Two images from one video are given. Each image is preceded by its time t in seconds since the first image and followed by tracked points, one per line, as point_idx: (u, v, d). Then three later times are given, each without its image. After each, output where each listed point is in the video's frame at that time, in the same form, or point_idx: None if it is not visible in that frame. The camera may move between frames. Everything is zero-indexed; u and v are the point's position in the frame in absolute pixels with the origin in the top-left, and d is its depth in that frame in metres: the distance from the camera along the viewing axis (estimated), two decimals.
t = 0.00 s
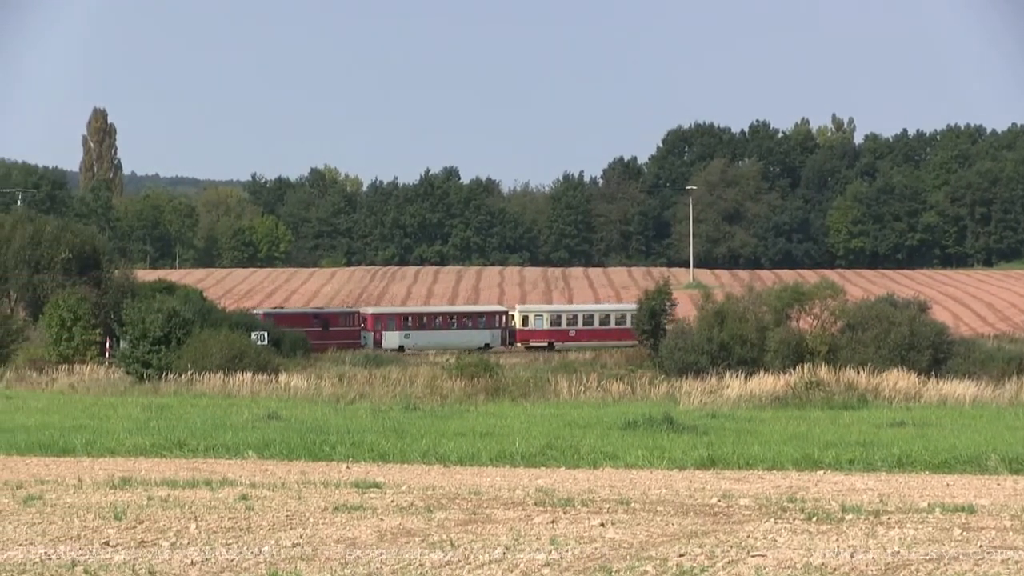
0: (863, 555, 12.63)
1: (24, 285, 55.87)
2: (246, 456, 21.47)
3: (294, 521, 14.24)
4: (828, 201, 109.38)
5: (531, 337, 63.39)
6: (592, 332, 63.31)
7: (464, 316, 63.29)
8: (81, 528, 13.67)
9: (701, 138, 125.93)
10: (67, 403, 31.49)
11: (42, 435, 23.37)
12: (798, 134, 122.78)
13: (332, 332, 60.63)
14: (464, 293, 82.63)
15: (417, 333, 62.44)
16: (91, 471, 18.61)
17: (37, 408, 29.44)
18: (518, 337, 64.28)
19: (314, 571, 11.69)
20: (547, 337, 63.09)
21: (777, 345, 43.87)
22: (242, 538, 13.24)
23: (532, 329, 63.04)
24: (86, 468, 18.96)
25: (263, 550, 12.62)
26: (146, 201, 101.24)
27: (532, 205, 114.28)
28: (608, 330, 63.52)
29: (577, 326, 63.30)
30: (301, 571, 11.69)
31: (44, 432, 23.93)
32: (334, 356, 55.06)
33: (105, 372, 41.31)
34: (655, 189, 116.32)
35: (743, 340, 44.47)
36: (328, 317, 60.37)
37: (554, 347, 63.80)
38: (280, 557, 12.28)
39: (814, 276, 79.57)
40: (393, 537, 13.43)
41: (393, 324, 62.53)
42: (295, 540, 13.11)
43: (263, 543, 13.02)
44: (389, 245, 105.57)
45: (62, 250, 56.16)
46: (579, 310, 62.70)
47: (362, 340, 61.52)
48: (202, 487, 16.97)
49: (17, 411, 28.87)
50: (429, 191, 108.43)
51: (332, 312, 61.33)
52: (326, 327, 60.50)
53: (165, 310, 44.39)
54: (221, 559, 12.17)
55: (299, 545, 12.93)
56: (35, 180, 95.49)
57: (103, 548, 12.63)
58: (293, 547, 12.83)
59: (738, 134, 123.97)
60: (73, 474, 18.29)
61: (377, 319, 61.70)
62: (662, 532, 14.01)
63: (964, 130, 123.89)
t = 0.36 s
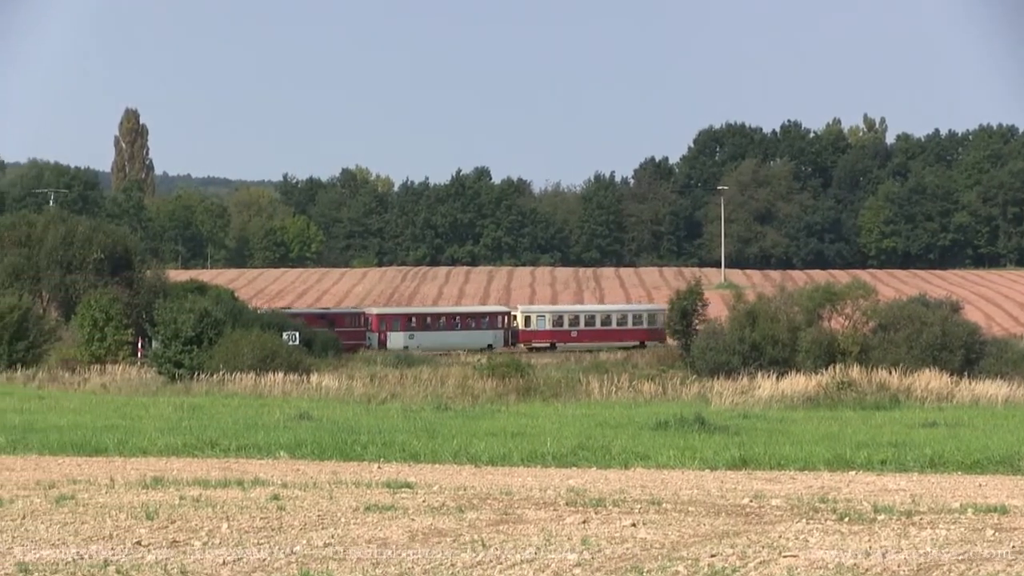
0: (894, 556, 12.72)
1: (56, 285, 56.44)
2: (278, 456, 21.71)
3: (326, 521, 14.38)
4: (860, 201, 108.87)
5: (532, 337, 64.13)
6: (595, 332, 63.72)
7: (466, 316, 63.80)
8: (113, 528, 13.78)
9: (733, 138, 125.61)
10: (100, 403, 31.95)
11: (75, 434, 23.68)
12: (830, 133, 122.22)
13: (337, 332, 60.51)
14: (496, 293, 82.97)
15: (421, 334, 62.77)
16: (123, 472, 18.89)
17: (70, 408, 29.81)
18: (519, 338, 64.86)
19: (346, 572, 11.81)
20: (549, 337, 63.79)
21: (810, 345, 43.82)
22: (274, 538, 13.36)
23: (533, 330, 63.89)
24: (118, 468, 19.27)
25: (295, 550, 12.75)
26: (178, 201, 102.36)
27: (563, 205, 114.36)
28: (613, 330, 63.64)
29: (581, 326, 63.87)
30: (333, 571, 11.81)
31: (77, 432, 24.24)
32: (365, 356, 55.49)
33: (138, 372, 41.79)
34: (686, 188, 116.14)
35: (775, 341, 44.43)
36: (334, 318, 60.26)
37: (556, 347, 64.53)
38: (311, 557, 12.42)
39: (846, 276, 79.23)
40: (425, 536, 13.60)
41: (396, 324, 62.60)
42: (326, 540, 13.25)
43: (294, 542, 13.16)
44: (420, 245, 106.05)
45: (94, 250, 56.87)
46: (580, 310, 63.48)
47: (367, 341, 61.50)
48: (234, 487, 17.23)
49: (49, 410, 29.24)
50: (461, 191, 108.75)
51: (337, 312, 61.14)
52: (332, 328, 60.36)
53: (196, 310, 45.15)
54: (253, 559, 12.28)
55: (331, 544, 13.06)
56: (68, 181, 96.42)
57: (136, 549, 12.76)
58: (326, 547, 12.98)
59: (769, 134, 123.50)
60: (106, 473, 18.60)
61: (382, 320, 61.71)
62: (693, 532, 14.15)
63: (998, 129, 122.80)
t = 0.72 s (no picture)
0: (931, 557, 12.88)
1: (93, 286, 57.17)
2: (315, 456, 22.13)
3: (363, 522, 14.55)
4: (896, 202, 108.32)
5: (541, 337, 64.47)
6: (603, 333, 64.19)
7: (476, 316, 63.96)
8: (150, 528, 13.84)
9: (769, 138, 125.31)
10: (138, 404, 32.55)
11: (113, 434, 24.21)
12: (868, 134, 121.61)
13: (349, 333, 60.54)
14: (533, 293, 83.45)
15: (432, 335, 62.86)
16: (161, 472, 19.33)
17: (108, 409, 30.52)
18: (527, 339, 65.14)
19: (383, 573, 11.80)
20: (556, 338, 64.24)
21: (847, 346, 43.80)
22: (311, 538, 13.45)
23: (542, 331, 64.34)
24: (156, 468, 19.73)
25: (331, 551, 12.81)
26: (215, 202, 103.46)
27: (600, 206, 114.48)
28: (620, 330, 64.14)
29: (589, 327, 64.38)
30: (370, 571, 11.91)
31: (114, 432, 24.72)
32: (402, 357, 55.95)
33: (176, 372, 42.46)
34: (723, 189, 116.04)
35: (812, 342, 44.38)
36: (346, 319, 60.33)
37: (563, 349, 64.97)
38: (349, 557, 12.51)
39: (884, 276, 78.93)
40: (463, 536, 13.78)
41: (407, 325, 62.68)
42: (363, 540, 13.38)
43: (331, 543, 13.25)
44: (457, 245, 106.50)
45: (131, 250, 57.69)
46: (586, 312, 64.26)
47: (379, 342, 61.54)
48: (272, 488, 17.59)
49: (87, 411, 29.88)
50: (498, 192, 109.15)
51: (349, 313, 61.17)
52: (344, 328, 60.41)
53: (233, 310, 45.71)
54: (289, 560, 12.31)
55: (368, 545, 13.16)
56: (105, 182, 97.41)
57: (173, 549, 12.78)
58: (363, 547, 13.10)
59: (805, 135, 123.03)
60: (143, 474, 19.04)
61: (393, 321, 61.83)
62: (730, 533, 14.37)
63: None
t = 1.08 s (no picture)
0: (970, 558, 13.07)
1: (132, 285, 57.86)
2: (353, 456, 22.56)
3: (400, 522, 14.91)
4: (934, 202, 107.69)
5: (550, 338, 64.90)
6: (610, 334, 64.73)
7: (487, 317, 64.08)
8: (189, 528, 14.15)
9: (807, 139, 124.98)
10: (176, 404, 33.12)
11: (151, 434, 24.75)
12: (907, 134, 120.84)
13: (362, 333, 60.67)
14: (571, 293, 83.83)
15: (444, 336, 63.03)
16: (198, 472, 19.80)
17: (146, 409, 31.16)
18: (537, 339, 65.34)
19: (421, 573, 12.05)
20: (564, 339, 64.73)
21: (885, 347, 43.80)
22: (349, 538, 13.81)
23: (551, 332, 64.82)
24: (194, 468, 20.20)
25: (369, 551, 13.12)
26: (253, 202, 104.54)
27: (638, 206, 114.57)
28: (628, 331, 64.78)
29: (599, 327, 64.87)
30: (408, 571, 12.17)
31: (152, 433, 25.23)
32: (441, 357, 56.36)
33: (215, 372, 43.17)
34: (761, 189, 115.88)
35: (850, 342, 44.36)
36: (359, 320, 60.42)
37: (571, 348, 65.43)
38: (386, 557, 12.81)
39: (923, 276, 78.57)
40: (500, 537, 14.09)
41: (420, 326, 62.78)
42: (401, 540, 13.70)
43: (370, 543, 13.57)
44: (495, 245, 107.20)
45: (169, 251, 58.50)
46: (596, 312, 64.69)
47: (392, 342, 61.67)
48: (310, 488, 17.98)
49: (126, 411, 30.52)
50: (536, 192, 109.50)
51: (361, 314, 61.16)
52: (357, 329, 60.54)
53: (272, 310, 46.33)
54: (327, 560, 12.57)
55: (404, 545, 13.46)
56: (143, 182, 98.63)
57: (212, 549, 13.07)
58: (401, 546, 13.41)
59: (844, 135, 122.56)
60: (181, 474, 19.53)
61: (406, 322, 61.95)
62: (768, 533, 14.64)
63: None
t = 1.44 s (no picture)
0: (1004, 557, 13.29)
1: (166, 286, 58.68)
2: (388, 456, 22.96)
3: (435, 522, 15.28)
4: (970, 202, 107.08)
5: (557, 339, 65.06)
6: (618, 335, 64.94)
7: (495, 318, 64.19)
8: (224, 528, 14.44)
9: (842, 138, 124.58)
10: (211, 405, 33.52)
11: (186, 435, 25.24)
12: (942, 133, 120.04)
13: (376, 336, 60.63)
14: (605, 293, 83.98)
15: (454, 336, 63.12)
16: (234, 472, 20.22)
17: (181, 408, 31.70)
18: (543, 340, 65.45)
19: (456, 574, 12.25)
20: (571, 339, 64.90)
21: (920, 347, 43.80)
22: (385, 538, 14.16)
23: (559, 332, 65.02)
24: (229, 468, 20.64)
25: (405, 551, 13.41)
26: (288, 202, 105.32)
27: (672, 205, 114.58)
28: (635, 332, 65.09)
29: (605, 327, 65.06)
30: (442, 571, 12.40)
31: (187, 433, 25.68)
32: (476, 357, 56.68)
33: (251, 372, 43.73)
34: (795, 189, 115.41)
35: (886, 341, 44.38)
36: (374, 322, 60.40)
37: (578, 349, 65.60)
38: (421, 557, 13.10)
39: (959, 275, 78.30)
40: (535, 537, 14.42)
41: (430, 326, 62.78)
42: (436, 540, 14.02)
43: (405, 543, 13.90)
44: (529, 245, 107.96)
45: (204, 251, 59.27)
46: (602, 313, 64.90)
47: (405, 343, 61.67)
48: (345, 488, 18.35)
49: (162, 411, 31.04)
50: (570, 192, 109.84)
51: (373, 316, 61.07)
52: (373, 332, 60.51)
53: (307, 311, 46.92)
54: (362, 560, 12.87)
55: (439, 545, 13.79)
56: (177, 182, 99.48)
57: (246, 549, 13.31)
58: (435, 546, 13.72)
59: (878, 135, 122.04)
60: (216, 474, 19.97)
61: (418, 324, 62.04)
62: (803, 533, 14.90)
63: None
